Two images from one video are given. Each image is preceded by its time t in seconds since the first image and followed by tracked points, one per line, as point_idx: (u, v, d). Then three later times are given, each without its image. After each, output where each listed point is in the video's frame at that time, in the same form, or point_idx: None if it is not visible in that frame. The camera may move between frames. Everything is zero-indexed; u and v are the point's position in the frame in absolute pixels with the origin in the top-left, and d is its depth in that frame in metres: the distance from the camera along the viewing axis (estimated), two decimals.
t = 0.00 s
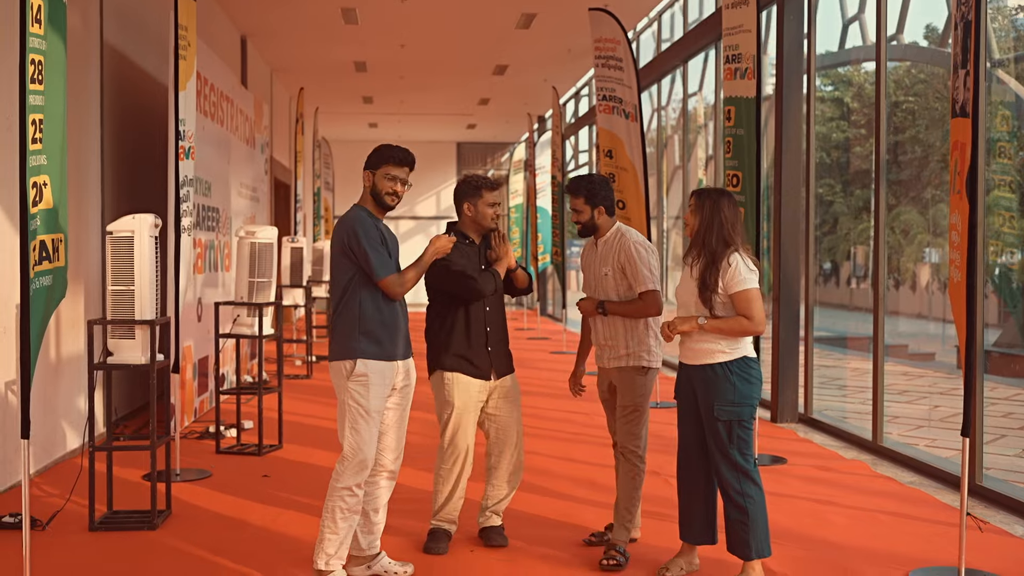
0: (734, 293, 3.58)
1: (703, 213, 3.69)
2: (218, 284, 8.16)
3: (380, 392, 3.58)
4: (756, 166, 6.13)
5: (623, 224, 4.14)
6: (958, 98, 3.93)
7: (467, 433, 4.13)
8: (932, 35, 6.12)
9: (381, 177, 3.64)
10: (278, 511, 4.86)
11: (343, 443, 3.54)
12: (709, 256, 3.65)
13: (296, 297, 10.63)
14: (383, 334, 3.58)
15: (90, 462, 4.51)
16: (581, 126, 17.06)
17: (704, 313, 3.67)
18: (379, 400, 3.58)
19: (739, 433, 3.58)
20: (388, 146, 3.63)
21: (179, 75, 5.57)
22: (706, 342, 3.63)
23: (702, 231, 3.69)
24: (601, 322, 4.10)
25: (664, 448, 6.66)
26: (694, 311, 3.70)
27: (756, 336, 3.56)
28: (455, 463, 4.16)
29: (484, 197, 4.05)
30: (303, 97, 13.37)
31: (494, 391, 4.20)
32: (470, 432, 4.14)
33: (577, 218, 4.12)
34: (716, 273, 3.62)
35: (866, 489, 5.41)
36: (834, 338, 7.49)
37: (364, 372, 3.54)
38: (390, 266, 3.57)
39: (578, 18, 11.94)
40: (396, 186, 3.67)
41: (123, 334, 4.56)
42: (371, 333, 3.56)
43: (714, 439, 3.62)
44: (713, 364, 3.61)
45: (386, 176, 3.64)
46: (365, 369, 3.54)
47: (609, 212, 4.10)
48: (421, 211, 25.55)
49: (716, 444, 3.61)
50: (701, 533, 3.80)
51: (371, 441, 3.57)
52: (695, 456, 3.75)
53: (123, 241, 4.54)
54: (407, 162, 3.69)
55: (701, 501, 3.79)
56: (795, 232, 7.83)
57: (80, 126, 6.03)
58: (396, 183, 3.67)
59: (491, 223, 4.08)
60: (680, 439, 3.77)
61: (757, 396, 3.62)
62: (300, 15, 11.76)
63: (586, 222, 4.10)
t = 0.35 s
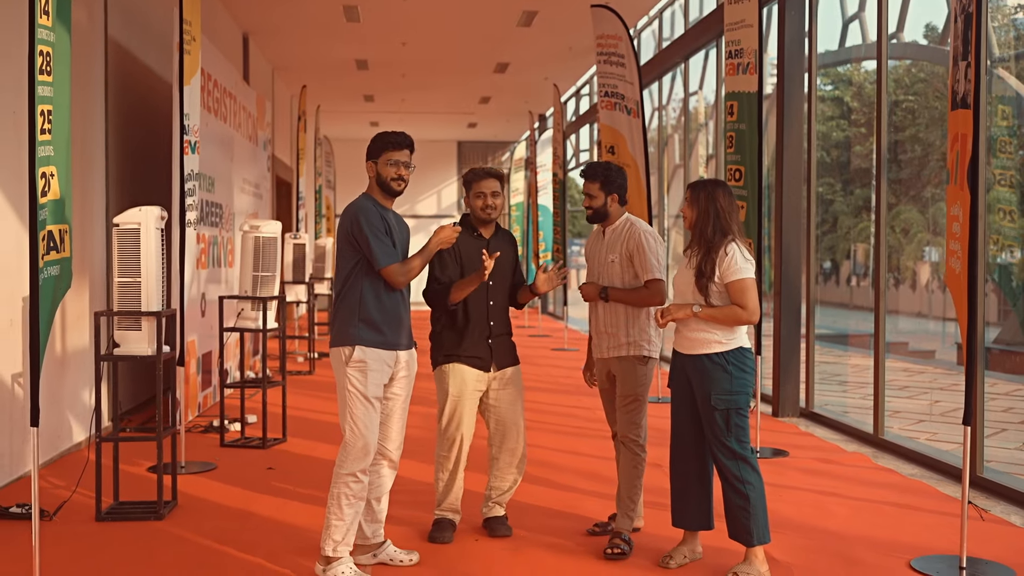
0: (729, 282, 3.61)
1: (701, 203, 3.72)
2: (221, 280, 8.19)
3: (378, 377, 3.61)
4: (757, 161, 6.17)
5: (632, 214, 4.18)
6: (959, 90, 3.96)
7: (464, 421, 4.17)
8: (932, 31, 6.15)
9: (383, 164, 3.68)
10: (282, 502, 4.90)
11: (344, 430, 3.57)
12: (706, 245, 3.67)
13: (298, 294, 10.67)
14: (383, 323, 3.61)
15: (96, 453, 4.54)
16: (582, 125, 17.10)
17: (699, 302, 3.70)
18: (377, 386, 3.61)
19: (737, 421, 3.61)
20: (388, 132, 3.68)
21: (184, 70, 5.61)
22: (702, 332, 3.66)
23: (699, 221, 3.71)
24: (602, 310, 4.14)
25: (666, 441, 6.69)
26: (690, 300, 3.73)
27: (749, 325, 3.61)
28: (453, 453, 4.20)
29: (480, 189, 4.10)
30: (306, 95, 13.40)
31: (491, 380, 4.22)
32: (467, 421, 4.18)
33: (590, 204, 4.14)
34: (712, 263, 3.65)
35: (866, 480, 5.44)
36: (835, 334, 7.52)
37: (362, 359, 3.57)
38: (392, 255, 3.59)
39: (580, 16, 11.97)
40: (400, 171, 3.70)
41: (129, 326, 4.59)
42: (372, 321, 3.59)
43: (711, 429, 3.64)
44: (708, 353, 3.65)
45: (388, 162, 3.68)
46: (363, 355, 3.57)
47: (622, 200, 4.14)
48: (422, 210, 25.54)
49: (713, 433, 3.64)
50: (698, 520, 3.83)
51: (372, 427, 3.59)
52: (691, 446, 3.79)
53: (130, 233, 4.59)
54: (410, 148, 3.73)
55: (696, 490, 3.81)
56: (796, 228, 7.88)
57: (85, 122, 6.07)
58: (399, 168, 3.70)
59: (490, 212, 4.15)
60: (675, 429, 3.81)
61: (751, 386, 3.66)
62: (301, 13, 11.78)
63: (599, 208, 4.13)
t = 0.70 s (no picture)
0: (735, 281, 3.67)
1: (705, 203, 3.77)
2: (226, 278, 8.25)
3: (386, 372, 3.67)
4: (758, 161, 6.24)
5: (640, 213, 4.25)
6: (957, 90, 4.02)
7: (457, 413, 4.28)
8: (932, 30, 6.21)
9: (389, 163, 3.74)
10: (289, 497, 4.96)
11: (354, 425, 3.63)
12: (710, 245, 3.72)
13: (301, 292, 10.73)
14: (389, 321, 3.67)
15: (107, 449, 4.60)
16: (583, 125, 17.16)
17: (702, 300, 3.75)
18: (385, 381, 3.67)
19: (733, 416, 3.68)
20: (392, 133, 3.75)
21: (192, 70, 5.67)
22: (704, 329, 3.72)
23: (705, 221, 3.76)
24: (605, 306, 4.20)
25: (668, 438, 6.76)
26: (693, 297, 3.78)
27: (752, 323, 3.69)
28: (442, 447, 4.28)
29: (478, 178, 4.15)
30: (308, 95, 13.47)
31: (486, 375, 4.31)
32: (460, 413, 4.28)
33: (599, 200, 4.20)
34: (718, 261, 3.70)
35: (866, 476, 5.50)
36: (835, 333, 7.58)
37: (370, 355, 3.63)
38: (396, 254, 3.65)
39: (582, 16, 12.03)
40: (405, 170, 3.76)
41: (140, 323, 4.66)
42: (377, 319, 3.65)
43: (707, 423, 3.71)
44: (709, 349, 3.71)
45: (393, 161, 3.74)
46: (371, 351, 3.63)
47: (630, 199, 4.21)
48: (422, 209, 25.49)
49: (710, 427, 3.70)
50: (695, 511, 3.90)
51: (381, 421, 3.65)
52: (687, 441, 3.86)
53: (140, 231, 4.65)
54: (415, 147, 3.79)
55: (691, 484, 3.88)
56: (796, 226, 7.94)
57: (93, 121, 6.12)
58: (405, 167, 3.76)
59: (486, 199, 4.18)
60: (670, 424, 3.87)
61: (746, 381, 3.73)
62: (304, 13, 11.86)
63: (607, 205, 4.19)
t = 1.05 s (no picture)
0: (742, 284, 3.76)
1: (713, 207, 3.86)
2: (232, 279, 8.34)
3: (394, 376, 3.75)
4: (760, 163, 6.33)
5: (645, 215, 4.35)
6: (955, 95, 4.10)
7: (462, 411, 4.36)
8: (932, 34, 6.29)
9: (399, 168, 3.82)
10: (299, 494, 5.04)
11: (357, 425, 3.71)
12: (717, 247, 3.81)
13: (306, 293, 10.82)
14: (398, 321, 3.75)
15: (119, 447, 4.68)
16: (584, 126, 17.25)
17: (709, 300, 3.83)
18: (392, 384, 3.75)
19: (737, 414, 3.76)
20: (402, 137, 3.82)
21: (201, 74, 5.74)
22: (710, 329, 3.80)
23: (714, 224, 3.84)
24: (613, 306, 4.26)
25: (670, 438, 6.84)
26: (700, 298, 3.86)
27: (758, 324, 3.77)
28: (449, 445, 4.36)
29: (499, 190, 4.19)
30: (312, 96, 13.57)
31: (492, 376, 4.39)
32: (465, 410, 4.37)
33: (609, 202, 4.27)
34: (725, 263, 3.78)
35: (866, 474, 5.58)
36: (835, 333, 7.66)
37: (378, 358, 3.71)
38: (404, 255, 3.72)
39: (584, 18, 12.12)
40: (414, 174, 3.84)
41: (151, 323, 4.74)
42: (387, 320, 3.73)
43: (711, 421, 3.78)
44: (715, 348, 3.79)
45: (404, 166, 3.82)
46: (379, 354, 3.71)
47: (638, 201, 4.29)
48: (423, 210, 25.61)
49: (714, 425, 3.77)
50: (699, 507, 3.98)
51: (384, 423, 3.72)
52: (691, 437, 3.95)
53: (152, 232, 4.74)
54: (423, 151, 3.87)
55: (696, 480, 3.97)
56: (796, 228, 8.03)
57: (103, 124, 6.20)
58: (414, 171, 3.84)
59: (502, 214, 4.23)
60: (676, 421, 3.95)
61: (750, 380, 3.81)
62: (308, 16, 11.95)
63: (617, 207, 4.27)
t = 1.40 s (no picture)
0: (743, 285, 3.83)
1: (714, 209, 3.92)
2: (235, 280, 8.40)
3: (398, 376, 3.81)
4: (759, 165, 6.39)
5: (643, 217, 4.47)
6: (950, 99, 4.17)
7: (470, 411, 4.42)
8: (930, 37, 6.35)
9: (416, 173, 3.89)
10: (303, 493, 5.10)
11: (361, 425, 3.77)
12: (720, 249, 3.88)
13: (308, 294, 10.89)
14: (402, 323, 3.81)
15: (126, 447, 4.74)
16: (584, 127, 17.32)
17: (712, 302, 3.90)
18: (396, 385, 3.81)
19: (741, 413, 3.82)
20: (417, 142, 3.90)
21: (206, 78, 5.80)
22: (713, 329, 3.87)
23: (715, 226, 3.91)
24: (624, 304, 4.31)
25: (671, 437, 6.90)
26: (703, 300, 3.93)
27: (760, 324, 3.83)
28: (454, 443, 4.43)
29: (502, 188, 4.27)
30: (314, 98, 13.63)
31: (498, 375, 4.46)
32: (472, 410, 4.43)
33: (619, 203, 4.33)
34: (726, 264, 3.85)
35: (864, 473, 5.64)
36: (834, 334, 7.72)
37: (382, 359, 3.77)
38: (409, 258, 3.78)
39: (584, 20, 12.19)
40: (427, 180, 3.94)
41: (158, 324, 4.81)
42: (392, 321, 3.79)
43: (716, 419, 3.84)
44: (718, 348, 3.86)
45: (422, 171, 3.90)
46: (384, 355, 3.77)
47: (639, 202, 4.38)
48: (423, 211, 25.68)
49: (719, 424, 3.83)
50: (703, 506, 4.06)
51: (388, 423, 3.78)
52: (697, 438, 4.00)
53: (158, 234, 4.80)
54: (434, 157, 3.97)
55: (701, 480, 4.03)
56: (795, 229, 8.10)
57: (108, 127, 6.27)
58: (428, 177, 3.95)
59: (507, 211, 4.33)
60: (682, 420, 4.01)
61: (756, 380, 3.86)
62: (309, 18, 12.01)
63: (626, 208, 4.34)
